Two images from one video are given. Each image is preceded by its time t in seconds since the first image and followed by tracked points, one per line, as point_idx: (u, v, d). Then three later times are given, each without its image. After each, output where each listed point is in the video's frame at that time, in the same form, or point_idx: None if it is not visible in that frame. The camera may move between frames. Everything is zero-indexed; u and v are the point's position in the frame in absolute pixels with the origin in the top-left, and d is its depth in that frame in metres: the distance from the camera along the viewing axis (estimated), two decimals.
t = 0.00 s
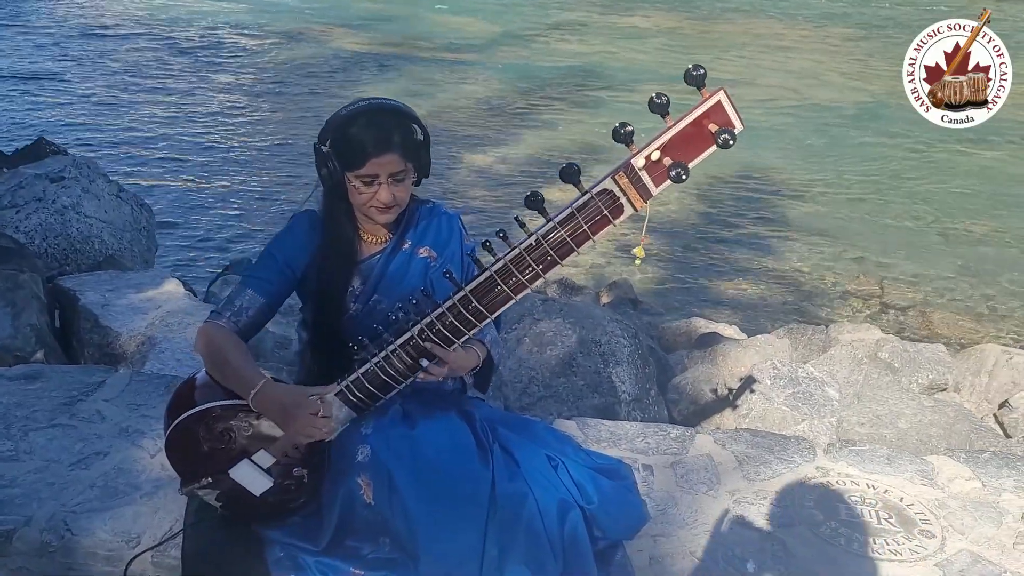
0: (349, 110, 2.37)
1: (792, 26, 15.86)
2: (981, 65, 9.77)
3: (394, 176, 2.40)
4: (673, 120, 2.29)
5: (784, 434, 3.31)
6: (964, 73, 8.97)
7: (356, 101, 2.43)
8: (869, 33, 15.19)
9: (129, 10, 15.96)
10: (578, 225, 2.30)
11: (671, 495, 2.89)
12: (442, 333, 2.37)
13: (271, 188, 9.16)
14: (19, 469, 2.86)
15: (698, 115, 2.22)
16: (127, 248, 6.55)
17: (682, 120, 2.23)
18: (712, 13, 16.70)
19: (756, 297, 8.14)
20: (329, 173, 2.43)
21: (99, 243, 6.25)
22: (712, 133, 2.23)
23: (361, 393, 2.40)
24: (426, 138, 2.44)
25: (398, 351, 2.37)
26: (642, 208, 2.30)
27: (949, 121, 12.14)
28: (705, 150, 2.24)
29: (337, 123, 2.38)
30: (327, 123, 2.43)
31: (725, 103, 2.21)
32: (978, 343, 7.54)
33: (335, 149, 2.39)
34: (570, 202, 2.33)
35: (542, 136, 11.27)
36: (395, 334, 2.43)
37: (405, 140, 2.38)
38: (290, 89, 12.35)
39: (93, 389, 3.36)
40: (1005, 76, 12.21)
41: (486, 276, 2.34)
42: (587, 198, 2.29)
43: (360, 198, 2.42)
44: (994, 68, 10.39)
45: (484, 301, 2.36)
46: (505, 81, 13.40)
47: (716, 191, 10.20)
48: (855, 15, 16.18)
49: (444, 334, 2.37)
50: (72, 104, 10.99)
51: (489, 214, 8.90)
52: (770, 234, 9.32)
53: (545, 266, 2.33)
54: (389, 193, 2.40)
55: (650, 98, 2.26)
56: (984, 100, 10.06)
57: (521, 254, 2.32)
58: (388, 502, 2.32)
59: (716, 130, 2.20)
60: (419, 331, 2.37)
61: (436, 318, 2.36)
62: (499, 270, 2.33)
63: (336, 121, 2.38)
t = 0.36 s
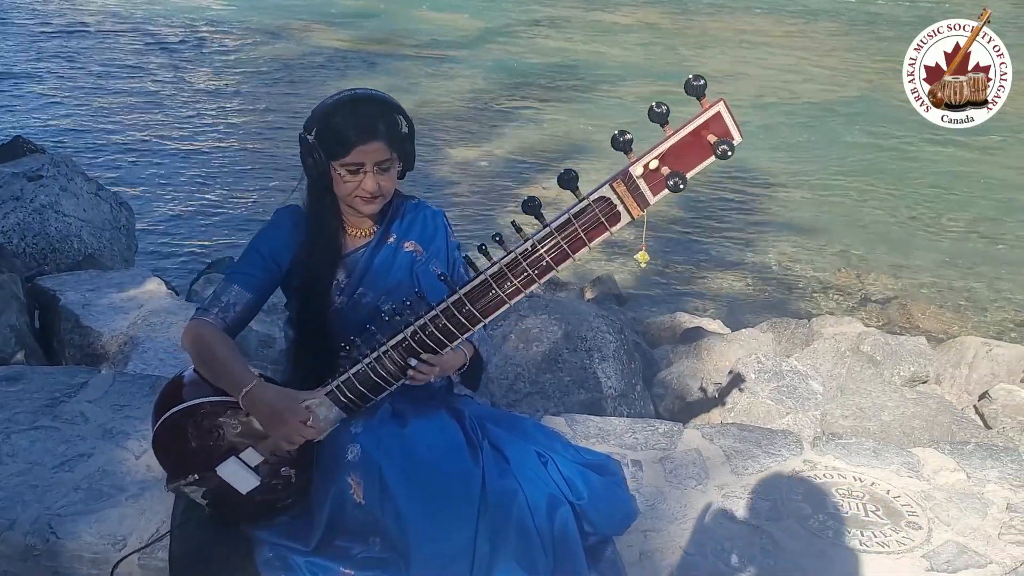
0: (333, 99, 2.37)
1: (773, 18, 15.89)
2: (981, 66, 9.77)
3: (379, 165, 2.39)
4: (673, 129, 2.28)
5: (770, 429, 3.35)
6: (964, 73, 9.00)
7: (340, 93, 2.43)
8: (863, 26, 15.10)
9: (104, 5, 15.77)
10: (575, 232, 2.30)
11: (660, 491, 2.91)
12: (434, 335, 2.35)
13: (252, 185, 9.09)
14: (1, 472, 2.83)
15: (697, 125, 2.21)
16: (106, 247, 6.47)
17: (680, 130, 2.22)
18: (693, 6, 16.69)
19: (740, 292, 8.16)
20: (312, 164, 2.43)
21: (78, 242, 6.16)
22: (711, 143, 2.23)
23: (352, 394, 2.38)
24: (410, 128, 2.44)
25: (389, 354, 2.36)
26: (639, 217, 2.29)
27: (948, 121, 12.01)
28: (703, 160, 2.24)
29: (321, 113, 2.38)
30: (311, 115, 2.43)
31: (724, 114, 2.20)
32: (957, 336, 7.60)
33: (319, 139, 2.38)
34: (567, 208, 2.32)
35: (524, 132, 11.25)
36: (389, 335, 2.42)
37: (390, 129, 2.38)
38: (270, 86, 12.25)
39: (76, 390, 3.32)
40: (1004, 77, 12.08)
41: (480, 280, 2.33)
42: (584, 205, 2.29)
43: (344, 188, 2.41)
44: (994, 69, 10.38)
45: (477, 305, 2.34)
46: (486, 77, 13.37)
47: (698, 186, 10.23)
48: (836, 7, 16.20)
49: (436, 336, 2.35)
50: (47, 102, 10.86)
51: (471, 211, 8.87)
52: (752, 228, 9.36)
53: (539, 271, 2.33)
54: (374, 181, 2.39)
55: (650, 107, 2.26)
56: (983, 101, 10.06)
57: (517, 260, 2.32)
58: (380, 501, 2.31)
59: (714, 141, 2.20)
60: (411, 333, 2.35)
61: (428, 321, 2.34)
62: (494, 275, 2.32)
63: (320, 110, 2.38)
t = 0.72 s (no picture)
0: (333, 92, 2.37)
1: (761, 11, 15.89)
2: (982, 66, 9.76)
3: (377, 158, 2.39)
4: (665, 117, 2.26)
5: (765, 422, 3.37)
6: (964, 73, 9.05)
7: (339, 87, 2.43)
8: (860, 21, 15.04)
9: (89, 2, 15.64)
10: (568, 222, 2.29)
11: (657, 484, 2.93)
12: (429, 328, 2.34)
13: (240, 183, 9.04)
14: None
15: (688, 114, 2.19)
16: (94, 246, 6.42)
17: (671, 119, 2.20)
18: None
19: (730, 286, 8.18)
20: (310, 157, 2.42)
21: (66, 241, 6.11)
22: (702, 131, 2.20)
23: (349, 388, 2.36)
24: (408, 124, 2.45)
25: (386, 346, 2.34)
26: (632, 206, 2.28)
27: (949, 121, 11.92)
28: (695, 149, 2.21)
29: (320, 106, 2.38)
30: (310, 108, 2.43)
31: (715, 103, 2.18)
32: (946, 328, 7.64)
33: (317, 132, 2.38)
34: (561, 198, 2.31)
35: (513, 128, 11.23)
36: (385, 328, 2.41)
37: (389, 124, 2.38)
38: (257, 83, 12.18)
39: (68, 390, 3.31)
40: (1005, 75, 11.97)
41: (475, 272, 2.32)
42: (577, 194, 2.28)
43: (342, 181, 2.40)
44: (995, 68, 10.34)
45: (473, 295, 2.33)
46: (475, 73, 13.34)
47: (688, 181, 10.24)
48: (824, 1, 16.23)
49: (433, 330, 2.34)
50: (32, 100, 10.77)
51: (462, 207, 8.85)
52: (742, 222, 9.38)
53: (533, 262, 2.32)
54: (372, 175, 2.39)
55: (641, 96, 2.26)
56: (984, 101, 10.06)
57: (511, 250, 2.31)
58: (376, 496, 2.31)
59: (705, 129, 2.18)
60: (407, 325, 2.33)
61: (425, 313, 2.33)
62: (489, 265, 2.31)
63: (319, 103, 2.38)
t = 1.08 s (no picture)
0: (333, 88, 2.36)
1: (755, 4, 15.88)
2: (981, 66, 9.78)
3: (378, 156, 2.39)
4: (656, 100, 2.27)
5: (764, 413, 3.40)
6: (964, 73, 9.09)
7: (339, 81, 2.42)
8: (858, 15, 14.99)
9: None
10: (564, 208, 2.28)
11: (657, 475, 2.95)
12: (429, 318, 2.35)
13: (234, 179, 9.01)
14: None
15: (679, 96, 2.20)
16: (88, 244, 6.38)
17: (662, 101, 2.21)
18: None
19: (725, 280, 8.19)
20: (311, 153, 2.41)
21: (59, 239, 6.08)
22: (692, 114, 2.21)
23: (353, 380, 2.38)
24: (410, 120, 2.44)
25: (387, 339, 2.35)
26: (627, 189, 2.27)
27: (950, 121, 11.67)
28: (686, 131, 2.23)
29: (321, 102, 2.37)
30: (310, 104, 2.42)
31: (705, 84, 2.19)
32: (939, 319, 7.68)
33: (318, 128, 2.37)
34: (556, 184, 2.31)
35: (507, 124, 11.23)
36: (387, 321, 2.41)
37: (390, 120, 2.37)
38: (250, 80, 12.14)
39: (66, 387, 3.32)
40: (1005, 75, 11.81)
41: (473, 260, 2.33)
42: (572, 180, 2.27)
43: (343, 177, 2.40)
44: (994, 69, 10.36)
45: (472, 284, 2.33)
46: (468, 68, 13.31)
47: (682, 175, 10.25)
48: None
49: (433, 321, 2.35)
50: (23, 99, 10.72)
51: (456, 203, 8.84)
52: (737, 216, 9.40)
53: (530, 248, 2.32)
54: (373, 171, 2.39)
55: (632, 79, 2.26)
56: (984, 100, 10.07)
57: (508, 237, 2.30)
58: (379, 489, 2.31)
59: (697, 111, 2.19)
60: (408, 316, 2.34)
61: (425, 304, 2.34)
62: (486, 253, 2.31)
63: (319, 99, 2.37)
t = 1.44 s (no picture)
0: (331, 82, 2.37)
1: None
2: (981, 65, 9.81)
3: (375, 149, 2.39)
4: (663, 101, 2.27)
5: (762, 407, 3.41)
6: (964, 73, 9.13)
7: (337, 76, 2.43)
8: (858, 10, 14.94)
9: None
10: (569, 209, 2.29)
11: (657, 469, 2.96)
12: (432, 317, 2.35)
13: (228, 175, 8.98)
14: None
15: (686, 98, 2.20)
16: (83, 241, 6.34)
17: (670, 103, 2.21)
18: None
19: (720, 275, 8.20)
20: (309, 148, 2.41)
21: (54, 236, 6.05)
22: (700, 115, 2.21)
23: (353, 377, 2.37)
24: (407, 116, 2.45)
25: (389, 337, 2.35)
26: (633, 190, 2.28)
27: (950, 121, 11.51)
28: (693, 133, 2.23)
29: (318, 96, 2.37)
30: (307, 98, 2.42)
31: (714, 86, 2.19)
32: (933, 313, 7.71)
33: (315, 122, 2.37)
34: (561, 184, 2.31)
35: (502, 119, 11.22)
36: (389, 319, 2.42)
37: (387, 115, 2.38)
38: (243, 76, 12.11)
39: (65, 382, 3.32)
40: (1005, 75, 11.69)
41: (477, 259, 2.33)
42: (578, 180, 2.28)
43: (340, 171, 2.40)
44: (994, 69, 10.37)
45: (475, 283, 2.34)
46: (462, 63, 13.30)
47: (678, 170, 10.26)
48: None
49: (435, 319, 2.35)
50: (16, 95, 10.67)
51: (452, 199, 8.84)
52: (732, 211, 9.42)
53: (534, 248, 2.32)
54: (370, 165, 2.39)
55: (641, 80, 2.25)
56: (983, 100, 10.09)
57: (513, 236, 2.31)
58: (381, 484, 2.32)
59: (704, 113, 2.19)
60: (410, 315, 2.34)
61: (427, 303, 2.34)
62: (490, 252, 2.32)
63: (316, 94, 2.37)
